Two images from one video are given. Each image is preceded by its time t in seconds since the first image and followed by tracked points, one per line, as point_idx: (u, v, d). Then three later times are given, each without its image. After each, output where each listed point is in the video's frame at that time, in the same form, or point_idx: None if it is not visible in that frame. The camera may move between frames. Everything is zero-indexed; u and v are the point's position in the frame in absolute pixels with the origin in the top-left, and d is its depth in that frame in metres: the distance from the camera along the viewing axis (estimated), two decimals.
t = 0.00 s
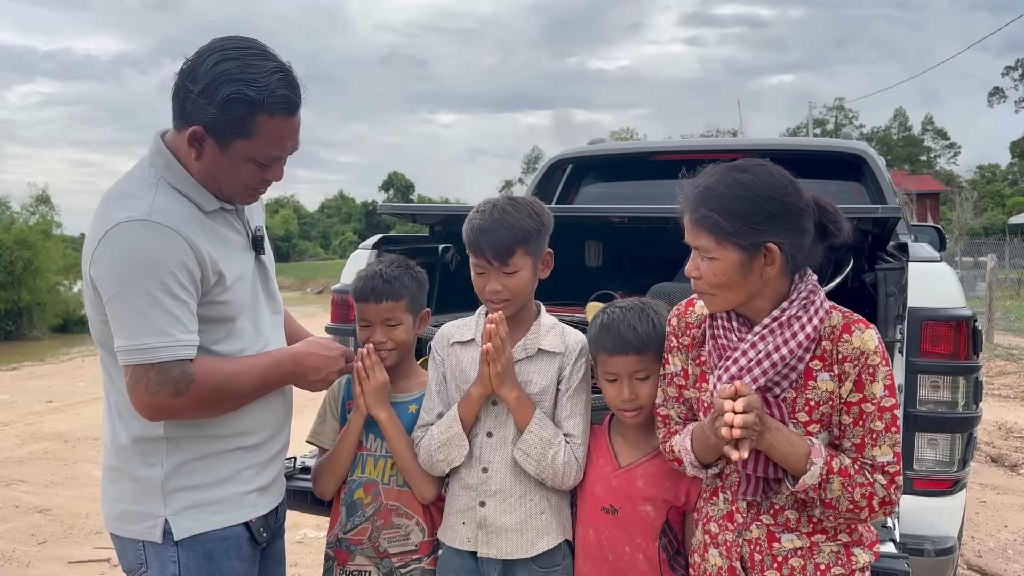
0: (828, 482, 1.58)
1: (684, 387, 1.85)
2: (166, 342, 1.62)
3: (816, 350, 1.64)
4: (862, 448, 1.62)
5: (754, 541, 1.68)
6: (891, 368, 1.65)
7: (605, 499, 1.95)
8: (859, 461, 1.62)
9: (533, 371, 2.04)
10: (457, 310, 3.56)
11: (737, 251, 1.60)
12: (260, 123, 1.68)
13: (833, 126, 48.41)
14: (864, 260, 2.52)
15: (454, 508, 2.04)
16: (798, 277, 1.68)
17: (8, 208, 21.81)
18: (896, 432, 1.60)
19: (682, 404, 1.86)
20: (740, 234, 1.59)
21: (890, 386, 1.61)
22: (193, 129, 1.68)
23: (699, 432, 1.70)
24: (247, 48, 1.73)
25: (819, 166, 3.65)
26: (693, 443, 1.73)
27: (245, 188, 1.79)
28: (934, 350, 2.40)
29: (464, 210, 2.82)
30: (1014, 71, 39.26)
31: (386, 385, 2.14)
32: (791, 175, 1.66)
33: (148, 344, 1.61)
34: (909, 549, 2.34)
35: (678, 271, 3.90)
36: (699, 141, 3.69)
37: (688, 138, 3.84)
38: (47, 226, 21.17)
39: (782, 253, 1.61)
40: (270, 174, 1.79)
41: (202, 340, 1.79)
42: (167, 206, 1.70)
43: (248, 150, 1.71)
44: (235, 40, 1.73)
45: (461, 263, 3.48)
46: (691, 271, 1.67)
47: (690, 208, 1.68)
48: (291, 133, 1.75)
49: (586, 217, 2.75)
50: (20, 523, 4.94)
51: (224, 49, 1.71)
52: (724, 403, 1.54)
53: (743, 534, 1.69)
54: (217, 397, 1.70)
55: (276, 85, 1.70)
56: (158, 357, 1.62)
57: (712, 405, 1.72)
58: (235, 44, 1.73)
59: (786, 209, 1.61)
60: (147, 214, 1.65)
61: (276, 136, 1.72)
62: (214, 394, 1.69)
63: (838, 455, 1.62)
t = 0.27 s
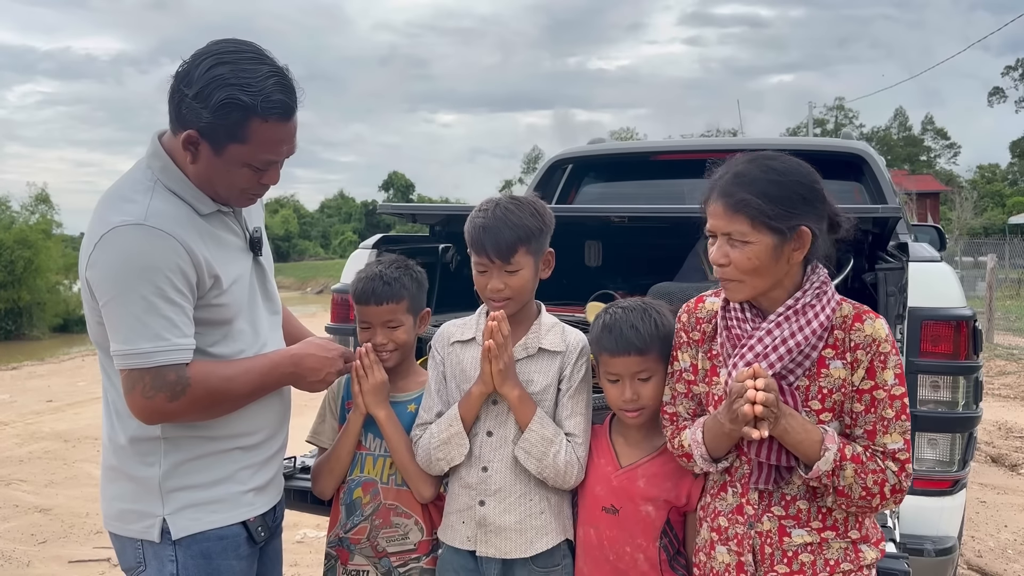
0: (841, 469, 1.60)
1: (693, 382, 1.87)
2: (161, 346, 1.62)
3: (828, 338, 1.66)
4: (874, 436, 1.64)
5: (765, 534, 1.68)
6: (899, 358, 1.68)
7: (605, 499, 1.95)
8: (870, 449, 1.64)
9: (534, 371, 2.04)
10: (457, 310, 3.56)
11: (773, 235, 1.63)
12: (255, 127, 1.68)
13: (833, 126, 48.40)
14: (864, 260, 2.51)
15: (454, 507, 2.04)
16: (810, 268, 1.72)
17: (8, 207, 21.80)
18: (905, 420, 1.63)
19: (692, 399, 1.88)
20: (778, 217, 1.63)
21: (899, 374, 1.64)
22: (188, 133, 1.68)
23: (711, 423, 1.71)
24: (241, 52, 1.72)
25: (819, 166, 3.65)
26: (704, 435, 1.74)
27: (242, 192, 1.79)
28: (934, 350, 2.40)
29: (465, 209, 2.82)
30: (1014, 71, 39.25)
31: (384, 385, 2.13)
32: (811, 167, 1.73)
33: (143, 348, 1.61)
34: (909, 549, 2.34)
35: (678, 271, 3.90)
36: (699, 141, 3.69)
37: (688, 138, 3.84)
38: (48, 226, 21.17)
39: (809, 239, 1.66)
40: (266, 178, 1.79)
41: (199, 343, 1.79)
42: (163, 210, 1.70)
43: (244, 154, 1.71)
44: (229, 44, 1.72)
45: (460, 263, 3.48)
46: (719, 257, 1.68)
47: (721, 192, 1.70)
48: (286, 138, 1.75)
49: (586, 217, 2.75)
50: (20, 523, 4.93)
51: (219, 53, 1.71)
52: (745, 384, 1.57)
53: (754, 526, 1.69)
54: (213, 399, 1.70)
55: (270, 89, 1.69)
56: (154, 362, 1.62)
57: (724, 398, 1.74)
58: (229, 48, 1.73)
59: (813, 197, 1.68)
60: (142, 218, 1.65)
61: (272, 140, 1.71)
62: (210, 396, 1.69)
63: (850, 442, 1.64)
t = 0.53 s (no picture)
0: (854, 458, 1.61)
1: (702, 378, 1.88)
2: (161, 348, 1.62)
3: (839, 330, 1.69)
4: (885, 426, 1.66)
5: (777, 526, 1.69)
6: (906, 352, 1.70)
7: (606, 499, 1.96)
8: (881, 439, 1.65)
9: (535, 370, 2.04)
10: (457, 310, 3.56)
11: (802, 225, 1.67)
12: (251, 128, 1.68)
13: (833, 126, 48.41)
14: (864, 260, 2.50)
15: (453, 507, 2.04)
16: (820, 265, 1.76)
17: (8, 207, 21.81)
18: (914, 411, 1.64)
19: (701, 395, 1.89)
20: (808, 207, 1.68)
21: (908, 366, 1.67)
22: (185, 135, 1.68)
23: (723, 414, 1.72)
24: (237, 53, 1.72)
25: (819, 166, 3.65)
26: (715, 428, 1.75)
27: (241, 193, 1.79)
28: (934, 350, 2.40)
29: (465, 209, 2.82)
30: (1014, 71, 39.24)
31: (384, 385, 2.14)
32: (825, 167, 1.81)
33: (143, 350, 1.61)
34: (909, 549, 2.35)
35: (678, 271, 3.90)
36: (699, 141, 3.69)
37: (688, 138, 3.84)
38: (48, 226, 21.18)
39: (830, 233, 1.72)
40: (265, 179, 1.79)
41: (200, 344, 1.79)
42: (163, 212, 1.70)
43: (241, 155, 1.71)
44: (225, 46, 1.72)
45: (460, 263, 3.48)
46: (749, 247, 1.69)
47: (749, 181, 1.73)
48: (284, 138, 1.75)
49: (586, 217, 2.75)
50: (20, 523, 4.93)
51: (214, 54, 1.70)
52: (765, 364, 1.59)
53: (765, 518, 1.70)
54: (212, 401, 1.70)
55: (266, 89, 1.69)
56: (154, 364, 1.62)
57: (735, 390, 1.76)
58: (225, 49, 1.73)
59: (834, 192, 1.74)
60: (142, 220, 1.65)
61: (269, 141, 1.71)
62: (209, 397, 1.69)
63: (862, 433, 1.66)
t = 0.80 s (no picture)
0: (862, 452, 1.61)
1: (709, 376, 1.87)
2: (165, 342, 1.62)
3: (846, 327, 1.69)
4: (892, 422, 1.66)
5: (784, 521, 1.70)
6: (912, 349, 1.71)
7: (607, 499, 1.96)
8: (889, 434, 1.66)
9: (535, 369, 2.04)
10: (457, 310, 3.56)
11: (813, 224, 1.68)
12: (249, 117, 1.68)
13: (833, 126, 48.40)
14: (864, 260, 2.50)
15: (453, 507, 2.04)
16: (827, 263, 1.77)
17: (8, 207, 21.81)
18: (921, 407, 1.66)
19: (706, 393, 1.89)
20: (819, 207, 1.69)
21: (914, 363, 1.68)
22: (185, 127, 1.69)
23: (731, 409, 1.72)
24: (234, 44, 1.72)
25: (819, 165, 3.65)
26: (723, 424, 1.75)
27: (242, 185, 1.78)
28: (934, 350, 2.40)
29: (465, 210, 2.82)
30: (1014, 71, 39.23)
31: (387, 384, 2.15)
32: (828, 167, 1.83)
33: (148, 343, 1.60)
34: (909, 549, 2.34)
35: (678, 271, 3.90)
36: (699, 141, 3.69)
37: (688, 138, 3.84)
38: (48, 226, 21.18)
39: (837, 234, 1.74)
40: (265, 170, 1.78)
41: (205, 340, 1.79)
42: (169, 207, 1.70)
43: (240, 146, 1.70)
44: (222, 37, 1.73)
45: (460, 263, 3.48)
46: (761, 247, 1.69)
47: (759, 181, 1.73)
48: (282, 128, 1.74)
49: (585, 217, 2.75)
50: (20, 523, 4.93)
51: (212, 46, 1.71)
52: (777, 354, 1.60)
53: (772, 513, 1.70)
54: (215, 396, 1.70)
55: (262, 79, 1.69)
56: (159, 357, 1.61)
57: (743, 386, 1.76)
58: (222, 41, 1.73)
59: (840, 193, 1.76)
60: (148, 215, 1.65)
61: (267, 131, 1.71)
62: (213, 392, 1.69)
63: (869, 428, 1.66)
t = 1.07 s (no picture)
0: (863, 452, 1.61)
1: (710, 376, 1.87)
2: (164, 337, 1.61)
3: (847, 327, 1.69)
4: (893, 421, 1.66)
5: (785, 520, 1.70)
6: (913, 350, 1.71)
7: (606, 499, 1.96)
8: (890, 434, 1.66)
9: (535, 369, 2.04)
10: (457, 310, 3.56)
11: (818, 224, 1.69)
12: (253, 109, 1.68)
13: (833, 126, 48.40)
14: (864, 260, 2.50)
15: (453, 507, 2.04)
16: (829, 263, 1.77)
17: (8, 207, 21.81)
18: (921, 408, 1.66)
19: (708, 393, 1.89)
20: (823, 205, 1.69)
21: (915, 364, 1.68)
22: (190, 122, 1.69)
23: (733, 409, 1.72)
24: (237, 37, 1.73)
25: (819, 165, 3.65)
26: (725, 423, 1.75)
27: (248, 179, 1.78)
28: (934, 350, 2.40)
29: (465, 210, 2.82)
30: (1014, 71, 39.23)
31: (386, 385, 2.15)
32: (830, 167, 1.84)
33: (146, 337, 1.60)
34: (909, 549, 2.35)
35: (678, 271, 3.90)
36: (699, 141, 3.69)
37: (688, 138, 3.84)
38: (48, 226, 21.18)
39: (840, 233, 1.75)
40: (272, 164, 1.78)
41: (209, 337, 1.79)
42: (176, 204, 1.70)
43: (245, 139, 1.70)
44: (225, 31, 1.73)
45: (460, 263, 3.48)
46: (766, 246, 1.69)
47: (764, 180, 1.73)
48: (287, 120, 1.74)
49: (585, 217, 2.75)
50: (20, 523, 4.94)
51: (215, 39, 1.72)
52: (780, 353, 1.60)
53: (773, 513, 1.71)
54: (211, 394, 1.69)
55: (265, 70, 1.69)
56: (156, 352, 1.61)
57: (745, 386, 1.76)
58: (225, 35, 1.74)
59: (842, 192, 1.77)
60: (156, 211, 1.66)
61: (271, 122, 1.70)
62: (208, 388, 1.68)
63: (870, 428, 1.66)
